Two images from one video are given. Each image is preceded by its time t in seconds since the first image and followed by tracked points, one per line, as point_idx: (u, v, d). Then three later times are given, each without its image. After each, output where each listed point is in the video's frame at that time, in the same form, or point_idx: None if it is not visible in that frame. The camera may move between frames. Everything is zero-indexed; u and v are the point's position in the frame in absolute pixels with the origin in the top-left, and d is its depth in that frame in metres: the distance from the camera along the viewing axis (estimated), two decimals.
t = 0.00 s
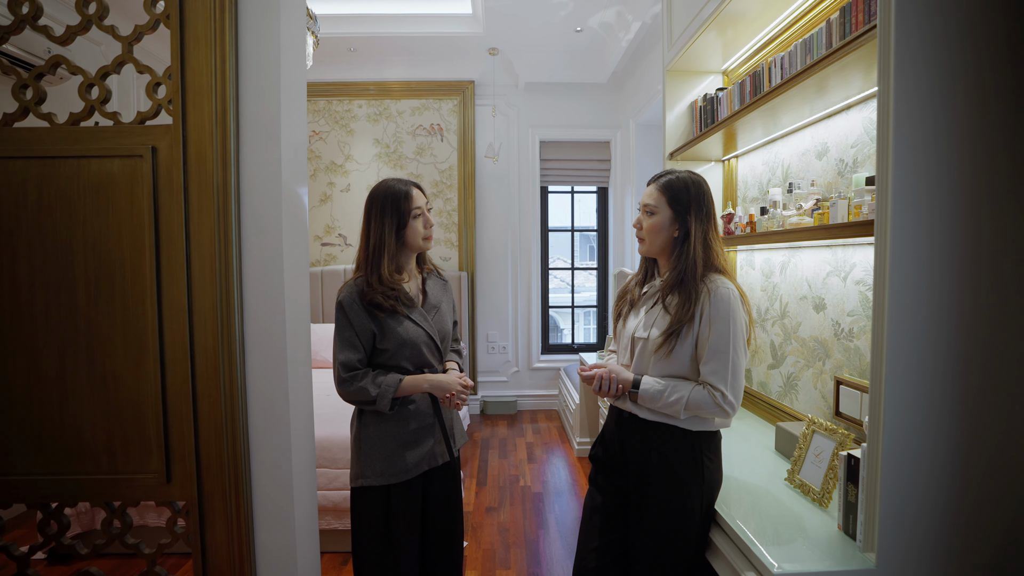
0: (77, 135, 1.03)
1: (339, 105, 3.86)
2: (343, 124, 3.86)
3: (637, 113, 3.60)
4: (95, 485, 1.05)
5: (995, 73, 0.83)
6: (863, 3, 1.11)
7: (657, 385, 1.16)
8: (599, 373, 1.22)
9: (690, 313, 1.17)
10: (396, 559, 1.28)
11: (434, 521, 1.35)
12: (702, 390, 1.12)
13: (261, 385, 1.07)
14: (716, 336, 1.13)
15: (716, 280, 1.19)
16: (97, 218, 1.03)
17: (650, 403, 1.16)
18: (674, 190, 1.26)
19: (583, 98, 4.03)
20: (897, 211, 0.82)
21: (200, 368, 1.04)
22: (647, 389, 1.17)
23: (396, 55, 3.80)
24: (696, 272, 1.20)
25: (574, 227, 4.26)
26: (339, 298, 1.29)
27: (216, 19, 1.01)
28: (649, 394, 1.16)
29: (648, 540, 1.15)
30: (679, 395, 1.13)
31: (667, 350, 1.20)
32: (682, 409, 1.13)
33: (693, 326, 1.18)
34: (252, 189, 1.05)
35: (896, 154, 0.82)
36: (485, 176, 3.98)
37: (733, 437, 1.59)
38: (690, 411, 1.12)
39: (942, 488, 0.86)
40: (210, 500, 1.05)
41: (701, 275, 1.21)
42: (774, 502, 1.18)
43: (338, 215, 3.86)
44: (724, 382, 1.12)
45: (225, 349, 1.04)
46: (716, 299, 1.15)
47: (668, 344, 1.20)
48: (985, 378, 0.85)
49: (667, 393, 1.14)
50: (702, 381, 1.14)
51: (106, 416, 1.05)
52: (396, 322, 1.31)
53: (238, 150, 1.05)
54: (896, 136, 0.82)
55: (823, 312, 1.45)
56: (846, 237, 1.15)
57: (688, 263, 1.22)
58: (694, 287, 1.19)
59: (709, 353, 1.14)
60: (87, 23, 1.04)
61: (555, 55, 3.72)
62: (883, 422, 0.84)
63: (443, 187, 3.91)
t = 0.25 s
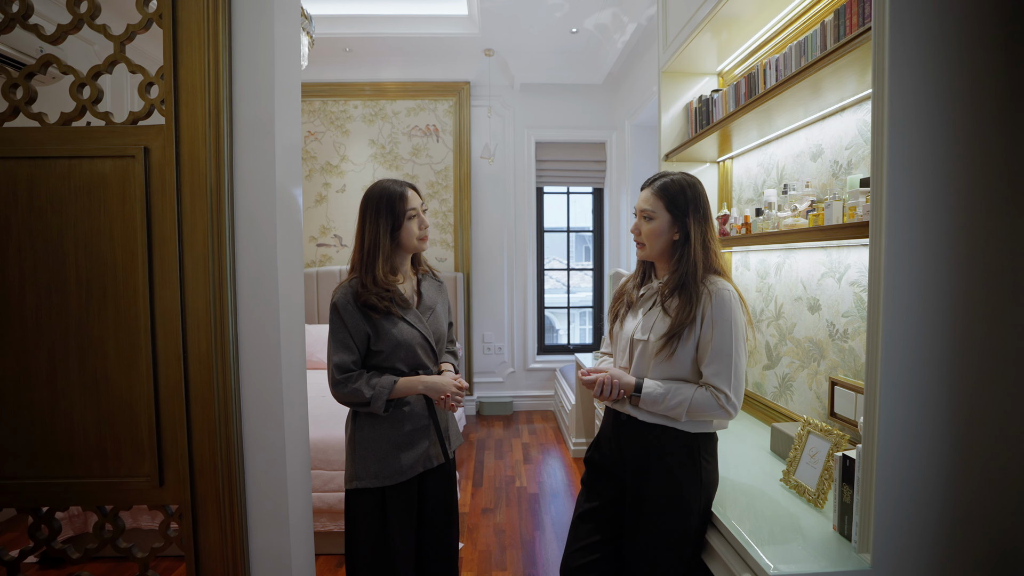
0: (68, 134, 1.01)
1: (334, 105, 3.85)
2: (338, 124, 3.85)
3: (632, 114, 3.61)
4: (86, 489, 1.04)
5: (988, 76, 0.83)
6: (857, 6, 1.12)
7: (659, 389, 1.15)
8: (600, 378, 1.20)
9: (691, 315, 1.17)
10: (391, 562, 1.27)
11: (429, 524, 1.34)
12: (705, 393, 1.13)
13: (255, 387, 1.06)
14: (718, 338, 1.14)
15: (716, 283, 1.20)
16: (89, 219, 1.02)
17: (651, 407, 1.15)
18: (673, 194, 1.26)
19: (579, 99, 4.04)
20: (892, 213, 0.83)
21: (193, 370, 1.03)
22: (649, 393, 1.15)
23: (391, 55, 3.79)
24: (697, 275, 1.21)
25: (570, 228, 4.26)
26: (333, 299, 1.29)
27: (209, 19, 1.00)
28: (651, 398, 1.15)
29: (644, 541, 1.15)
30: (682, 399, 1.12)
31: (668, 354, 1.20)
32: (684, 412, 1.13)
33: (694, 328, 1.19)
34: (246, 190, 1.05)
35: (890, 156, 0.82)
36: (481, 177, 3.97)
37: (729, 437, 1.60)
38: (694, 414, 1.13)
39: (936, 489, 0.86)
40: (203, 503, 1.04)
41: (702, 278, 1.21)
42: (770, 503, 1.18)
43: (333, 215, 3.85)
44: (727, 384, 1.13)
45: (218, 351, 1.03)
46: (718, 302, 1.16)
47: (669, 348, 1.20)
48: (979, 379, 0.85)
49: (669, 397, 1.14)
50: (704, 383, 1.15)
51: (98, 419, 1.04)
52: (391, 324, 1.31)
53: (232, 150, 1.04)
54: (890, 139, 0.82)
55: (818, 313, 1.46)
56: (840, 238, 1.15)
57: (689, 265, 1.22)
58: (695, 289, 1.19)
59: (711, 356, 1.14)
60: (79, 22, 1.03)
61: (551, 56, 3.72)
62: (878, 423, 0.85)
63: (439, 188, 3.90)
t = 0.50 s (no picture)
0: (63, 134, 1.00)
1: (333, 105, 3.84)
2: (337, 124, 3.84)
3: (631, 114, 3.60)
4: (80, 492, 1.03)
5: (990, 76, 0.83)
6: (857, 6, 1.11)
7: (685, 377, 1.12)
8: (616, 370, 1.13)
9: (694, 315, 1.17)
10: (389, 565, 1.26)
11: (426, 526, 1.33)
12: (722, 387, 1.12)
13: (251, 389, 1.05)
14: (724, 336, 1.14)
15: (718, 282, 1.20)
16: (83, 218, 1.01)
17: (676, 393, 1.10)
18: (674, 194, 1.24)
19: (578, 99, 4.03)
20: (893, 214, 0.82)
21: (188, 372, 1.02)
22: (674, 379, 1.11)
23: (390, 55, 3.78)
24: (700, 274, 1.20)
25: (569, 228, 4.25)
26: (329, 300, 1.28)
27: (205, 17, 0.99)
28: (676, 384, 1.10)
29: (643, 544, 1.14)
30: (706, 389, 1.10)
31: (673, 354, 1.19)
32: (706, 403, 1.10)
33: (696, 328, 1.19)
34: (242, 191, 1.04)
35: (891, 156, 0.82)
36: (479, 177, 3.97)
37: (729, 438, 1.59)
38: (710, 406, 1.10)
39: (937, 492, 0.86)
40: (199, 506, 1.03)
41: (705, 277, 1.20)
42: (770, 505, 1.17)
43: (332, 216, 3.83)
44: (736, 381, 1.13)
45: (214, 353, 1.02)
46: (722, 302, 1.15)
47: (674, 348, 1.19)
48: (980, 381, 0.85)
49: (694, 386, 1.11)
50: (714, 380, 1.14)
51: (92, 421, 1.03)
52: (387, 324, 1.30)
53: (228, 150, 1.03)
54: (891, 139, 0.82)
55: (818, 314, 1.45)
56: (841, 239, 1.15)
57: (691, 265, 1.21)
58: (699, 289, 1.19)
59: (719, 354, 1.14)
60: (73, 20, 1.02)
61: (550, 56, 3.71)
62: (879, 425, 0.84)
63: (437, 188, 3.89)
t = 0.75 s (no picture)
0: (60, 134, 1.00)
1: (333, 106, 3.83)
2: (337, 124, 3.84)
3: (631, 114, 3.60)
4: (78, 495, 1.02)
5: (993, 75, 0.82)
6: (858, 5, 1.11)
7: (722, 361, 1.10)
8: (669, 353, 1.05)
9: (694, 313, 1.18)
10: (389, 567, 1.26)
11: (426, 528, 1.33)
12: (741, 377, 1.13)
13: (250, 391, 1.05)
14: (728, 330, 1.15)
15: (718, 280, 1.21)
16: (81, 219, 1.00)
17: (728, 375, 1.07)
18: (674, 192, 1.24)
19: (578, 99, 4.03)
20: (895, 214, 0.81)
21: (187, 374, 1.02)
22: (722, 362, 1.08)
23: (389, 55, 3.77)
24: (700, 273, 1.20)
25: (569, 228, 4.25)
26: (328, 300, 1.28)
27: (203, 17, 0.99)
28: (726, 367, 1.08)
29: (644, 545, 1.14)
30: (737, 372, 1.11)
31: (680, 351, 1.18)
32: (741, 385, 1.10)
33: (697, 324, 1.19)
34: (240, 192, 1.03)
35: (893, 156, 0.81)
36: (480, 177, 3.96)
37: (729, 439, 1.59)
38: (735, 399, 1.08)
39: (940, 495, 0.85)
40: (197, 509, 1.03)
41: (705, 275, 1.21)
42: (771, 506, 1.17)
43: (332, 216, 3.83)
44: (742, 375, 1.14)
45: (212, 355, 1.02)
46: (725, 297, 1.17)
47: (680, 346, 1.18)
48: (983, 382, 0.84)
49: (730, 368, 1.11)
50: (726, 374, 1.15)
51: (90, 423, 1.02)
52: (386, 325, 1.29)
53: (226, 150, 1.03)
54: (893, 138, 0.81)
55: (819, 314, 1.45)
56: (842, 239, 1.14)
57: (693, 263, 1.21)
58: (699, 287, 1.19)
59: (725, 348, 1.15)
60: (71, 20, 1.01)
61: (550, 57, 3.71)
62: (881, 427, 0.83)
63: (438, 189, 3.89)
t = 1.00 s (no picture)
0: (60, 134, 1.00)
1: (333, 106, 3.84)
2: (337, 125, 3.84)
3: (631, 115, 3.60)
4: (76, 496, 1.02)
5: (993, 75, 0.82)
6: (858, 6, 1.11)
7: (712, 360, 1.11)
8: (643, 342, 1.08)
9: (701, 312, 1.17)
10: (388, 568, 1.26)
11: (425, 530, 1.33)
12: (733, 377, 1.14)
13: (250, 392, 1.05)
14: (729, 328, 1.17)
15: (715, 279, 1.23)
16: (80, 220, 1.00)
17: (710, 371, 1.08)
18: (671, 192, 1.24)
19: (578, 99, 4.03)
20: (895, 214, 0.81)
21: (186, 374, 1.02)
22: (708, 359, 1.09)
23: (389, 56, 3.77)
24: (702, 273, 1.21)
25: (569, 229, 4.25)
26: (328, 301, 1.28)
27: (203, 18, 0.99)
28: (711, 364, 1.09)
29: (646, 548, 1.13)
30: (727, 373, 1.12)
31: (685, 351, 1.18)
32: (728, 385, 1.11)
33: (704, 322, 1.19)
34: (240, 192, 1.03)
35: (893, 156, 0.81)
36: (480, 178, 3.96)
37: (729, 440, 1.59)
38: (720, 391, 1.10)
39: (941, 496, 0.85)
40: (196, 510, 1.03)
41: (705, 274, 1.22)
42: (771, 507, 1.17)
43: (332, 217, 3.83)
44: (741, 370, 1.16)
45: (212, 354, 1.01)
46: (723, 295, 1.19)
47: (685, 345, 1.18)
48: (982, 383, 0.84)
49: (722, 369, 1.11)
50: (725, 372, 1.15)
51: (89, 424, 1.02)
52: (385, 325, 1.29)
53: (226, 151, 1.03)
54: (892, 139, 0.81)
55: (819, 315, 1.45)
56: (842, 240, 1.14)
57: (693, 263, 1.21)
58: (702, 287, 1.19)
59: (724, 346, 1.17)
60: (71, 21, 1.02)
61: (551, 57, 3.71)
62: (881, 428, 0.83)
63: (438, 189, 3.89)
